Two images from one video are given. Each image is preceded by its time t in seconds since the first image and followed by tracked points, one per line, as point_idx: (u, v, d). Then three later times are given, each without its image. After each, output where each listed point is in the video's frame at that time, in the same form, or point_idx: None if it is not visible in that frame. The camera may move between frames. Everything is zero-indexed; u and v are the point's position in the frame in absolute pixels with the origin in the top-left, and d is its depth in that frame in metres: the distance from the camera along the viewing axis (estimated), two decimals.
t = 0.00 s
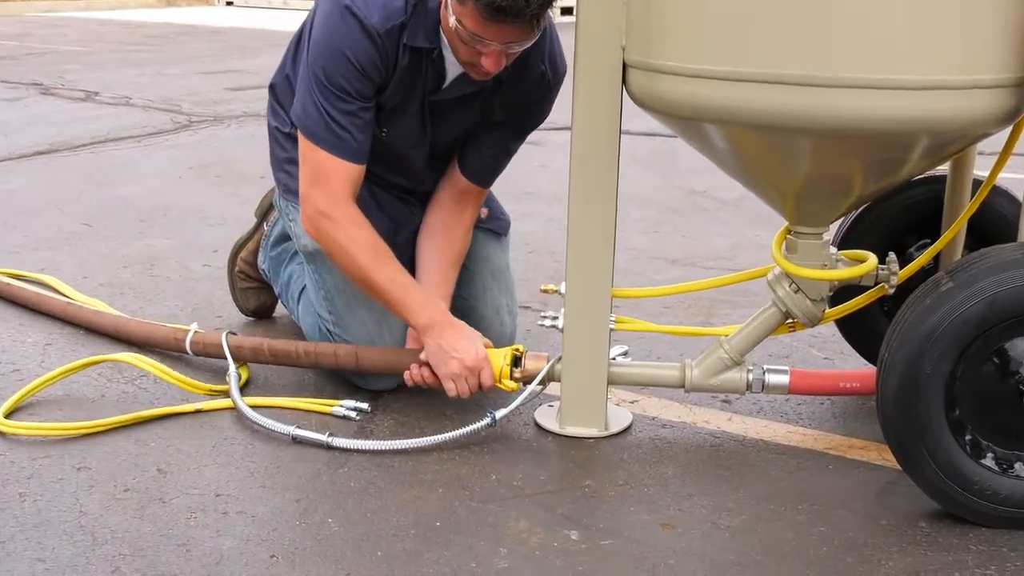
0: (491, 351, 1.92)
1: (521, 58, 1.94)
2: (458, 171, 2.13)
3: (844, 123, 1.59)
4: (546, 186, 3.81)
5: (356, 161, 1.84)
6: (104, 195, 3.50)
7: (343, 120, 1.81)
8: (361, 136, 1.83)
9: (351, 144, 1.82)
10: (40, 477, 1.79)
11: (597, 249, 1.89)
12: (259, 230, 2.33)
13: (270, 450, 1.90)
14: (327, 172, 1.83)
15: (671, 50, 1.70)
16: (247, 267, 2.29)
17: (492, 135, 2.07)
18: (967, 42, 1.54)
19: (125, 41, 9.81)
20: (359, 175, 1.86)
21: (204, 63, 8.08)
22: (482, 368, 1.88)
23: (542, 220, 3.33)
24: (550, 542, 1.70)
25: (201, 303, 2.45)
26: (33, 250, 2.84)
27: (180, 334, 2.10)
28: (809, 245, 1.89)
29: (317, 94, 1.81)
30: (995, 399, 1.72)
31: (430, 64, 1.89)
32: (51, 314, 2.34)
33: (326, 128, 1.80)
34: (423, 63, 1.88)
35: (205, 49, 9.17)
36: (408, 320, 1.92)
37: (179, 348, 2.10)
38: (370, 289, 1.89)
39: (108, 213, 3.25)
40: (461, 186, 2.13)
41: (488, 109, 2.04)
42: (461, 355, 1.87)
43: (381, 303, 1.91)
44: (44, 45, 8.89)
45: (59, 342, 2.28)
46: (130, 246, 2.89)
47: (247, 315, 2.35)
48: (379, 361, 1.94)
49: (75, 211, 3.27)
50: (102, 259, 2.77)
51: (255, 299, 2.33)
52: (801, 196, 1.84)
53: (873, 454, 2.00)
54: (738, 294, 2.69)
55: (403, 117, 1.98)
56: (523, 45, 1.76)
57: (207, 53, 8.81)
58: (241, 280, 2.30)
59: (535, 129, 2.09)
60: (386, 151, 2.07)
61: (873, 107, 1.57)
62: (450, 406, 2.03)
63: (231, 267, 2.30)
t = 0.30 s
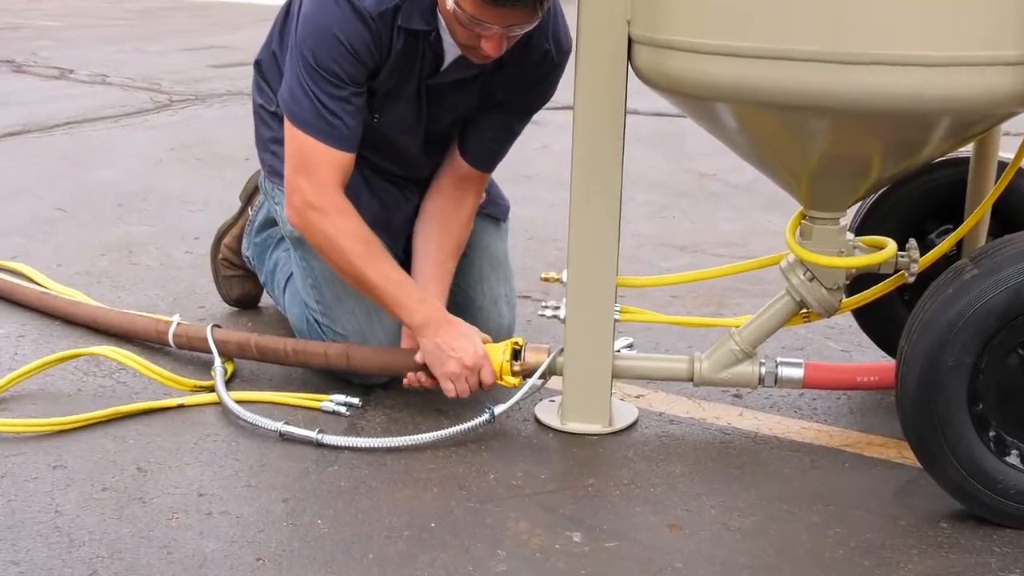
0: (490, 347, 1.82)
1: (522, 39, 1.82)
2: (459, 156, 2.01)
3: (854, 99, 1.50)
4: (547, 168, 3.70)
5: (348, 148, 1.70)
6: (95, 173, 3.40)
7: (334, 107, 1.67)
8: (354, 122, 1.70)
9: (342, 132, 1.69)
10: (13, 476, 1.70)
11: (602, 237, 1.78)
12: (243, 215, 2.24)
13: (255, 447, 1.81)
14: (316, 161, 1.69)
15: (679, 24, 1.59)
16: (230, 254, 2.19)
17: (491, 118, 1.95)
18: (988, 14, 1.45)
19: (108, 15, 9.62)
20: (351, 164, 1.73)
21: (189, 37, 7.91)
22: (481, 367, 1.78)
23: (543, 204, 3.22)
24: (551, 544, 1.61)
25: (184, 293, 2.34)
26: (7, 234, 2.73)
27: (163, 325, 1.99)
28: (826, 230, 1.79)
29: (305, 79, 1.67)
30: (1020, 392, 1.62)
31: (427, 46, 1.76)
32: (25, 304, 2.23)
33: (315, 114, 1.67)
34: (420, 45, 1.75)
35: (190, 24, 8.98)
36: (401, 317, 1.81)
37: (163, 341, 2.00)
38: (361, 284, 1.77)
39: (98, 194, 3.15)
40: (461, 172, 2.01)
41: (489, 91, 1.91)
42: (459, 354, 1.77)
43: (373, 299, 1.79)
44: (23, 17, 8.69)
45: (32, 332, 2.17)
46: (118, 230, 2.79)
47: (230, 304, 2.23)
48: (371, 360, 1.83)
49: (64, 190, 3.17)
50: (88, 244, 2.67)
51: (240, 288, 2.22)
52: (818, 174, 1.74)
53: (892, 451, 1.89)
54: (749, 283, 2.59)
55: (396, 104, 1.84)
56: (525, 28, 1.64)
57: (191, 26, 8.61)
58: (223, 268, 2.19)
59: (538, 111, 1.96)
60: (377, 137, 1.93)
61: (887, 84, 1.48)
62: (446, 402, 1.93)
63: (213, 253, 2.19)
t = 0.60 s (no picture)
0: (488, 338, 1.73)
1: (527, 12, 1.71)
2: (453, 129, 1.86)
3: (874, 82, 1.42)
4: (548, 151, 3.58)
5: (338, 129, 1.58)
6: (84, 153, 3.29)
7: (323, 86, 1.55)
8: (346, 101, 1.58)
9: (333, 112, 1.57)
10: None
11: (605, 223, 1.68)
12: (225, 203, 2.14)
13: (238, 447, 1.71)
14: (303, 141, 1.57)
15: None
16: (212, 242, 2.10)
17: (492, 94, 1.82)
18: None
19: None
20: (340, 145, 1.61)
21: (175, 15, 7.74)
22: (478, 359, 1.69)
23: (545, 190, 3.11)
24: (552, 550, 1.51)
25: (164, 285, 2.24)
26: None
27: (142, 317, 1.90)
28: (843, 217, 1.69)
29: (296, 54, 1.54)
30: None
31: (425, 22, 1.65)
32: None
33: (305, 92, 1.54)
34: (418, 21, 1.64)
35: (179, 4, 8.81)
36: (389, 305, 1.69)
37: (141, 334, 1.90)
38: (350, 271, 1.65)
39: (87, 176, 3.05)
40: (455, 146, 1.86)
41: (491, 68, 1.79)
42: (457, 345, 1.66)
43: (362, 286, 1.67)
44: None
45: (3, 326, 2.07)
46: (104, 216, 2.68)
47: (212, 296, 2.14)
48: (360, 353, 1.74)
49: (51, 172, 3.06)
50: (72, 230, 2.56)
51: (222, 279, 2.13)
52: (834, 160, 1.64)
53: (913, 451, 1.78)
54: (760, 272, 2.47)
55: (390, 81, 1.72)
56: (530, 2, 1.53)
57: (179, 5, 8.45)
58: (204, 257, 2.11)
59: (543, 85, 1.84)
60: (370, 117, 1.82)
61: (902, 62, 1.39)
62: (441, 398, 1.83)
63: (194, 243, 2.11)
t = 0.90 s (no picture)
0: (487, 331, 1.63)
1: None
2: (437, 111, 1.76)
3: (888, 54, 1.33)
4: (550, 133, 3.47)
5: (327, 105, 1.47)
6: (75, 136, 3.19)
7: (311, 59, 1.44)
8: (335, 75, 1.47)
9: (320, 87, 1.45)
10: None
11: (609, 211, 1.58)
12: (209, 188, 2.05)
13: (221, 446, 1.62)
14: (289, 118, 1.45)
15: None
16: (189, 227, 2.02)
17: (481, 73, 1.72)
18: None
19: None
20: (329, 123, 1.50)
21: None
22: (475, 351, 1.59)
23: (548, 175, 3.01)
24: (553, 556, 1.42)
25: (144, 276, 2.14)
26: None
27: (119, 309, 1.81)
28: (862, 201, 1.60)
29: (281, 24, 1.44)
30: None
31: None
32: None
33: (291, 64, 1.43)
34: None
35: None
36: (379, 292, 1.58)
37: (118, 327, 1.81)
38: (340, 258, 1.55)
39: (76, 160, 2.95)
40: (439, 130, 1.76)
41: (484, 47, 1.69)
42: (453, 336, 1.57)
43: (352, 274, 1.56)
44: None
45: None
46: (90, 202, 2.59)
47: (194, 286, 2.05)
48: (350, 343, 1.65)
49: (39, 155, 2.97)
50: (56, 217, 2.47)
51: (204, 267, 2.04)
52: (851, 140, 1.54)
53: (936, 450, 1.68)
54: (774, 261, 2.37)
55: (378, 59, 1.61)
56: None
57: None
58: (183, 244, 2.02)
59: (538, 65, 1.74)
60: (355, 96, 1.70)
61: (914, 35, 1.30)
62: (435, 393, 1.73)
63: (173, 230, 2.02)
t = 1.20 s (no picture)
0: (485, 320, 1.52)
1: None
2: (431, 82, 1.67)
3: (895, 26, 1.24)
4: (553, 112, 3.37)
5: (311, 85, 1.37)
6: (65, 116, 3.10)
7: (292, 35, 1.33)
8: (319, 52, 1.36)
9: (302, 65, 1.35)
10: None
11: (614, 192, 1.48)
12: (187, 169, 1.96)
13: (202, 443, 1.53)
14: (271, 100, 1.35)
15: None
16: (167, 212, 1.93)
17: (479, 47, 1.63)
18: None
19: None
20: (314, 103, 1.39)
21: None
22: (473, 345, 1.50)
23: (551, 156, 2.90)
24: (553, 561, 1.33)
25: (123, 264, 2.05)
26: None
27: (89, 301, 1.72)
28: (880, 184, 1.51)
29: None
30: None
31: None
32: None
33: (271, 41, 1.33)
34: None
35: None
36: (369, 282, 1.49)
37: (90, 319, 1.73)
38: (327, 246, 1.45)
39: (64, 142, 2.85)
40: (434, 102, 1.67)
41: (480, 19, 1.60)
42: (449, 328, 1.48)
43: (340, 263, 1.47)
44: None
45: None
46: (76, 186, 2.50)
47: (173, 273, 1.96)
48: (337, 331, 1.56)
49: (26, 136, 2.87)
50: (39, 202, 2.37)
51: (183, 254, 1.96)
52: (872, 117, 1.44)
53: (961, 449, 1.59)
54: (787, 247, 2.27)
55: (368, 31, 1.51)
56: None
57: None
58: (160, 230, 1.93)
59: (536, 41, 1.65)
60: (343, 71, 1.60)
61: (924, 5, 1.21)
62: (429, 387, 1.64)
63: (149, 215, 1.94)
